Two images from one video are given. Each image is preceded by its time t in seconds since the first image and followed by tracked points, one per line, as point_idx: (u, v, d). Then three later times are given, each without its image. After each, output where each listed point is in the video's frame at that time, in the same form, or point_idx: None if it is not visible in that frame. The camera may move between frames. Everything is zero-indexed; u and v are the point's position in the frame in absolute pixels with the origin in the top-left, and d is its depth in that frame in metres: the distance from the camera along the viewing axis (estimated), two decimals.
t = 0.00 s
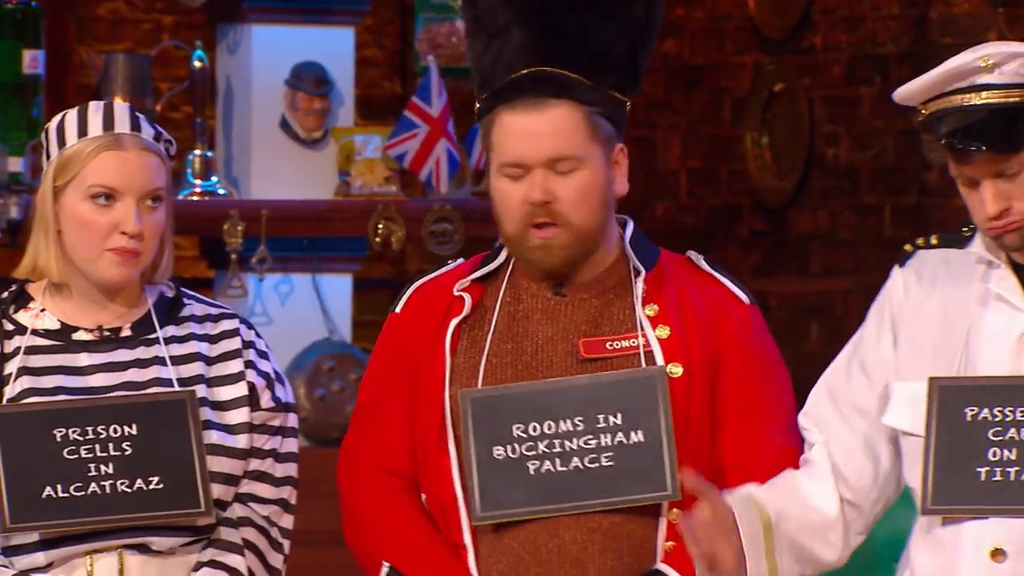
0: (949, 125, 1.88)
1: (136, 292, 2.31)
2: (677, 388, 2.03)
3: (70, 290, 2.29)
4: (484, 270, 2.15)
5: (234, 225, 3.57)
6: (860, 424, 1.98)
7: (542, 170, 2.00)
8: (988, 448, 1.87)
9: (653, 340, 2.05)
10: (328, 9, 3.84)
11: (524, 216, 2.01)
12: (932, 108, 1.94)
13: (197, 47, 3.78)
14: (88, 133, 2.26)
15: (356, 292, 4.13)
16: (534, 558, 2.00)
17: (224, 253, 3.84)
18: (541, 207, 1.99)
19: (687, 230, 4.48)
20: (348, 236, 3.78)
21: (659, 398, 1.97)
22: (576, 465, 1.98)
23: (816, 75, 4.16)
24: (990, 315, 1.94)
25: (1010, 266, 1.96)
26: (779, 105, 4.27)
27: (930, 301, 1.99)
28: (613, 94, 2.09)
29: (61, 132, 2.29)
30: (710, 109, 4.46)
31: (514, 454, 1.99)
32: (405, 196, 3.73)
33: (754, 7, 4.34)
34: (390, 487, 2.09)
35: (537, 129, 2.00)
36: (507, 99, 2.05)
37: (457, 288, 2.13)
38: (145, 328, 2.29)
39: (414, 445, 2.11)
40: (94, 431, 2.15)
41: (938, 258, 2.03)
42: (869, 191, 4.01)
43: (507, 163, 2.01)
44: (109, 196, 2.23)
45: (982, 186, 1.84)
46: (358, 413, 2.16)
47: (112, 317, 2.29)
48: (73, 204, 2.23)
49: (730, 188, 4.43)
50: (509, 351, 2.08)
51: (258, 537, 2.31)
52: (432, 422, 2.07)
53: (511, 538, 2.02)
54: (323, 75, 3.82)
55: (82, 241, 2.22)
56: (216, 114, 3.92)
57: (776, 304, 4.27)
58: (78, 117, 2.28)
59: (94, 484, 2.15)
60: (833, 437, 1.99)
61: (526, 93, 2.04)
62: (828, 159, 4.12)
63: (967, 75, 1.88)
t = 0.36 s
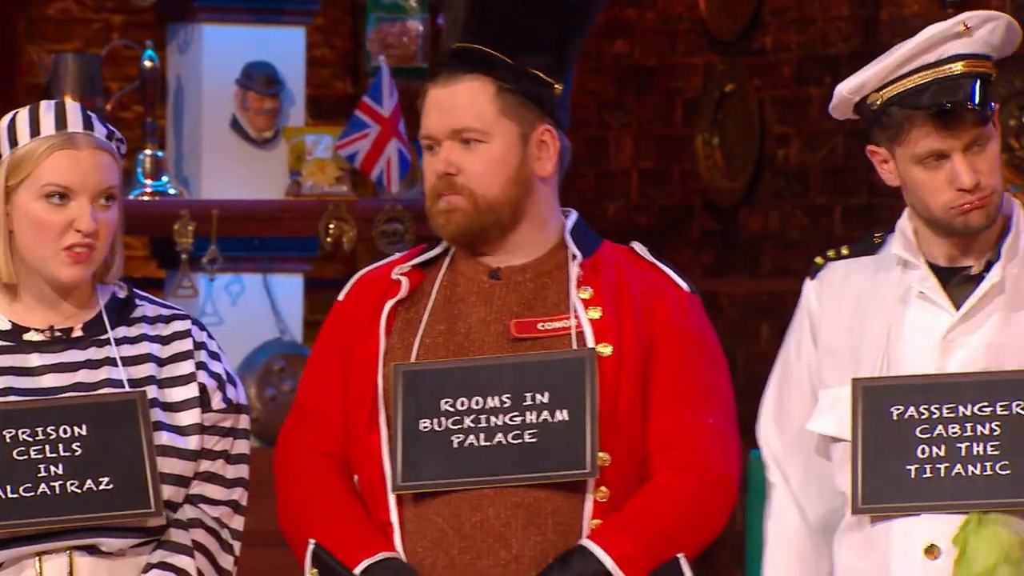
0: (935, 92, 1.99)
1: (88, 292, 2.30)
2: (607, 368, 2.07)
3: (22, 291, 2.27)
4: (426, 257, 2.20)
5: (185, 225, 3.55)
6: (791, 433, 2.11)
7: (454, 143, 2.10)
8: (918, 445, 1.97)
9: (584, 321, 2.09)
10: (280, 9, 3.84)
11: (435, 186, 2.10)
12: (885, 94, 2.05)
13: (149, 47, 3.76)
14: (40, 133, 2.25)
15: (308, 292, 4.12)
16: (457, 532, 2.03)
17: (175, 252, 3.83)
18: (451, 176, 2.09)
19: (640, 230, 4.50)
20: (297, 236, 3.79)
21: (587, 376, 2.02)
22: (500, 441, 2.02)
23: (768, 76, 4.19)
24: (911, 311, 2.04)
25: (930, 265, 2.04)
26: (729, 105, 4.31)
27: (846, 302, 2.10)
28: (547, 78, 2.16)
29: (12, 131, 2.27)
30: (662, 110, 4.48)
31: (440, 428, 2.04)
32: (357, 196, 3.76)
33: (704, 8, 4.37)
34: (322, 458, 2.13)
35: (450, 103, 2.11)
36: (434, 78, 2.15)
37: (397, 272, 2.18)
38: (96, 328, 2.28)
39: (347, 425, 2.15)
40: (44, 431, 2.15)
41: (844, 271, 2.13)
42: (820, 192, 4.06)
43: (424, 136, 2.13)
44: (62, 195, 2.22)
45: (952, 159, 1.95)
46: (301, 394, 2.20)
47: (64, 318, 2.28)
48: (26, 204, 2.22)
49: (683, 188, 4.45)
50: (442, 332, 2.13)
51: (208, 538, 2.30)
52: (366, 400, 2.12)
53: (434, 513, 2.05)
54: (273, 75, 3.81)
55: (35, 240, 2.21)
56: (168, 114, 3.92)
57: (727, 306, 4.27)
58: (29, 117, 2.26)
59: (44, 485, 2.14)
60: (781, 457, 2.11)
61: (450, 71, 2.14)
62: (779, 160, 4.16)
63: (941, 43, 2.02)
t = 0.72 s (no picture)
0: (880, 77, 1.97)
1: (40, 289, 2.30)
2: (540, 373, 2.06)
3: None
4: (348, 260, 2.15)
5: (133, 225, 3.58)
6: (722, 435, 2.09)
7: (456, 138, 2.03)
8: (862, 444, 1.95)
9: (514, 325, 2.07)
10: (229, 9, 3.83)
11: (442, 184, 2.01)
12: (829, 79, 2.03)
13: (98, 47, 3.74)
14: None
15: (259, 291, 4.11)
16: (408, 552, 2.02)
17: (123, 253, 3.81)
18: (463, 172, 2.01)
19: (591, 230, 4.53)
20: (247, 237, 3.77)
21: (522, 380, 2.03)
22: (442, 455, 2.01)
23: (717, 76, 4.22)
24: (848, 310, 2.03)
25: (863, 264, 2.04)
26: (680, 105, 4.34)
27: (783, 304, 2.10)
28: (471, 63, 2.14)
29: None
30: (612, 110, 4.51)
31: (381, 447, 2.02)
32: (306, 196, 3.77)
33: (655, 9, 4.41)
34: (261, 486, 2.09)
35: (442, 99, 2.03)
36: (396, 77, 2.06)
37: (319, 282, 2.13)
38: (49, 328, 2.28)
39: (282, 443, 2.12)
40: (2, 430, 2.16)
41: (777, 269, 2.13)
42: (770, 192, 4.10)
43: (417, 135, 2.02)
44: (14, 192, 2.21)
45: (897, 145, 1.93)
46: (227, 415, 2.15)
47: (16, 317, 2.28)
48: None
49: (633, 188, 4.50)
50: (374, 344, 2.08)
51: (166, 537, 2.29)
52: (302, 419, 2.08)
53: (384, 534, 2.03)
54: (223, 74, 3.82)
55: None
56: (116, 114, 3.93)
57: (677, 306, 4.32)
58: None
59: (3, 484, 2.15)
60: (712, 449, 2.09)
61: (416, 66, 2.05)
62: (729, 160, 4.19)
63: (887, 31, 2.01)
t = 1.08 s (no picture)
0: (797, 78, 1.95)
1: None
2: (514, 374, 2.08)
3: None
4: (305, 264, 2.14)
5: (81, 225, 3.53)
6: (677, 434, 2.11)
7: (413, 145, 2.02)
8: (795, 444, 1.94)
9: (486, 326, 2.09)
10: (176, 10, 3.87)
11: (399, 191, 2.01)
12: (752, 80, 2.02)
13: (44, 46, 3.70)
14: None
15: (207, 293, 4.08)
16: (393, 554, 2.03)
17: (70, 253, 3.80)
18: (419, 179, 2.01)
19: (539, 230, 4.62)
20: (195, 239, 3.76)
21: (498, 382, 2.04)
22: (424, 457, 2.02)
23: (666, 77, 4.25)
24: (791, 313, 2.03)
25: (809, 265, 2.05)
26: (628, 106, 4.38)
27: (729, 304, 2.11)
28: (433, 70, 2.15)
29: None
30: (560, 110, 4.57)
31: (362, 450, 2.02)
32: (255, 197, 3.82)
33: (602, 10, 4.44)
34: (231, 492, 2.07)
35: (400, 105, 2.03)
36: (357, 80, 2.06)
37: (286, 285, 2.11)
38: None
39: (252, 449, 2.10)
40: None
41: (727, 274, 2.14)
42: (718, 193, 4.11)
43: (375, 141, 2.02)
44: None
45: (815, 146, 1.92)
46: (188, 420, 2.11)
47: None
48: None
49: (581, 188, 4.54)
50: (347, 347, 2.09)
51: (115, 538, 2.27)
52: (277, 422, 2.07)
53: (368, 537, 2.04)
54: (171, 75, 3.85)
55: None
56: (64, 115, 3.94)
57: (626, 306, 4.34)
58: None
59: None
60: (664, 456, 2.12)
61: (377, 70, 2.06)
62: (677, 161, 4.23)
63: (806, 32, 1.98)
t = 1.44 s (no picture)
0: (752, 85, 1.98)
1: None
2: (475, 377, 2.08)
3: None
4: (270, 263, 2.13)
5: (30, 228, 3.56)
6: (641, 437, 2.12)
7: (376, 149, 2.03)
8: (749, 449, 1.93)
9: (448, 329, 2.09)
10: (128, 12, 3.89)
11: (360, 195, 2.02)
12: (709, 86, 2.04)
13: None
14: None
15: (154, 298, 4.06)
16: (348, 554, 2.03)
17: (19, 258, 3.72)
18: (380, 183, 2.01)
19: (492, 233, 4.66)
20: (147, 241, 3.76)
21: (458, 383, 2.03)
22: (381, 457, 2.01)
23: (617, 80, 4.30)
24: (750, 317, 2.05)
25: (769, 269, 2.07)
26: (579, 109, 4.42)
27: (692, 307, 2.12)
28: (403, 74, 2.15)
29: None
30: (512, 113, 4.61)
31: (320, 449, 2.01)
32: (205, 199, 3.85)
33: (554, 12, 4.48)
34: (188, 489, 2.06)
35: (365, 109, 2.03)
36: (323, 81, 2.05)
37: (248, 284, 2.11)
38: None
39: (211, 446, 2.09)
40: None
41: (691, 274, 2.16)
42: (669, 195, 4.17)
43: (339, 143, 2.02)
44: None
45: (772, 153, 1.95)
46: (146, 416, 2.10)
47: None
48: None
49: (533, 192, 4.58)
50: (308, 347, 2.09)
51: (67, 542, 2.25)
52: (237, 421, 2.07)
53: (322, 536, 2.03)
54: (121, 77, 3.89)
55: None
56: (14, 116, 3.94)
57: (577, 308, 4.36)
58: None
59: None
60: (628, 459, 2.12)
61: (344, 73, 2.05)
62: (629, 163, 4.28)
63: (761, 38, 2.00)
